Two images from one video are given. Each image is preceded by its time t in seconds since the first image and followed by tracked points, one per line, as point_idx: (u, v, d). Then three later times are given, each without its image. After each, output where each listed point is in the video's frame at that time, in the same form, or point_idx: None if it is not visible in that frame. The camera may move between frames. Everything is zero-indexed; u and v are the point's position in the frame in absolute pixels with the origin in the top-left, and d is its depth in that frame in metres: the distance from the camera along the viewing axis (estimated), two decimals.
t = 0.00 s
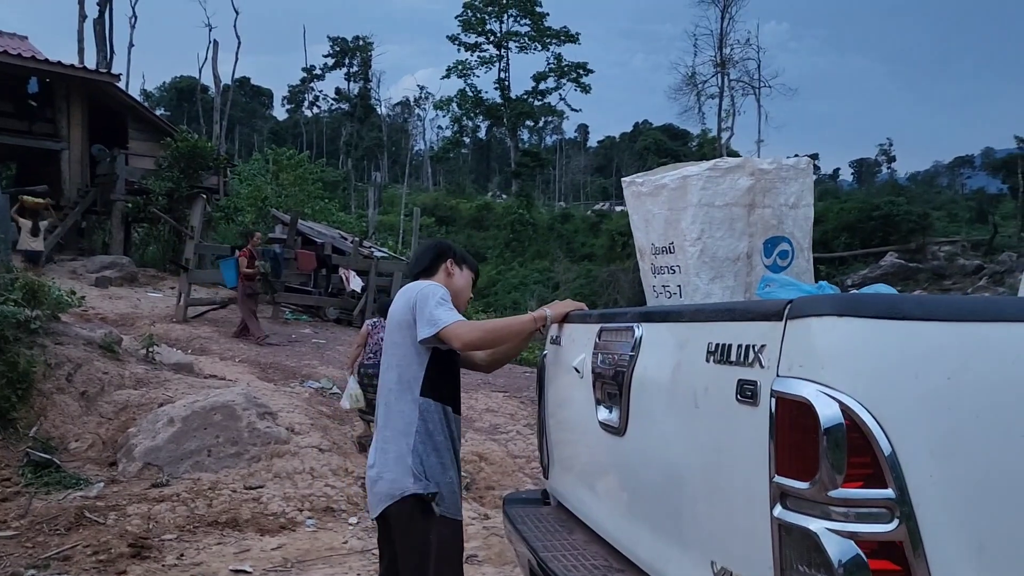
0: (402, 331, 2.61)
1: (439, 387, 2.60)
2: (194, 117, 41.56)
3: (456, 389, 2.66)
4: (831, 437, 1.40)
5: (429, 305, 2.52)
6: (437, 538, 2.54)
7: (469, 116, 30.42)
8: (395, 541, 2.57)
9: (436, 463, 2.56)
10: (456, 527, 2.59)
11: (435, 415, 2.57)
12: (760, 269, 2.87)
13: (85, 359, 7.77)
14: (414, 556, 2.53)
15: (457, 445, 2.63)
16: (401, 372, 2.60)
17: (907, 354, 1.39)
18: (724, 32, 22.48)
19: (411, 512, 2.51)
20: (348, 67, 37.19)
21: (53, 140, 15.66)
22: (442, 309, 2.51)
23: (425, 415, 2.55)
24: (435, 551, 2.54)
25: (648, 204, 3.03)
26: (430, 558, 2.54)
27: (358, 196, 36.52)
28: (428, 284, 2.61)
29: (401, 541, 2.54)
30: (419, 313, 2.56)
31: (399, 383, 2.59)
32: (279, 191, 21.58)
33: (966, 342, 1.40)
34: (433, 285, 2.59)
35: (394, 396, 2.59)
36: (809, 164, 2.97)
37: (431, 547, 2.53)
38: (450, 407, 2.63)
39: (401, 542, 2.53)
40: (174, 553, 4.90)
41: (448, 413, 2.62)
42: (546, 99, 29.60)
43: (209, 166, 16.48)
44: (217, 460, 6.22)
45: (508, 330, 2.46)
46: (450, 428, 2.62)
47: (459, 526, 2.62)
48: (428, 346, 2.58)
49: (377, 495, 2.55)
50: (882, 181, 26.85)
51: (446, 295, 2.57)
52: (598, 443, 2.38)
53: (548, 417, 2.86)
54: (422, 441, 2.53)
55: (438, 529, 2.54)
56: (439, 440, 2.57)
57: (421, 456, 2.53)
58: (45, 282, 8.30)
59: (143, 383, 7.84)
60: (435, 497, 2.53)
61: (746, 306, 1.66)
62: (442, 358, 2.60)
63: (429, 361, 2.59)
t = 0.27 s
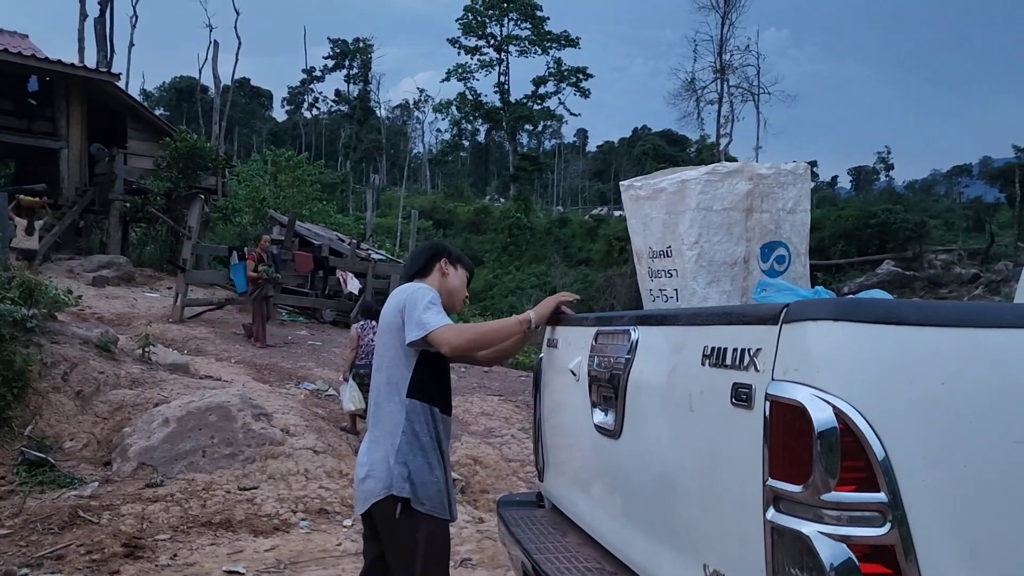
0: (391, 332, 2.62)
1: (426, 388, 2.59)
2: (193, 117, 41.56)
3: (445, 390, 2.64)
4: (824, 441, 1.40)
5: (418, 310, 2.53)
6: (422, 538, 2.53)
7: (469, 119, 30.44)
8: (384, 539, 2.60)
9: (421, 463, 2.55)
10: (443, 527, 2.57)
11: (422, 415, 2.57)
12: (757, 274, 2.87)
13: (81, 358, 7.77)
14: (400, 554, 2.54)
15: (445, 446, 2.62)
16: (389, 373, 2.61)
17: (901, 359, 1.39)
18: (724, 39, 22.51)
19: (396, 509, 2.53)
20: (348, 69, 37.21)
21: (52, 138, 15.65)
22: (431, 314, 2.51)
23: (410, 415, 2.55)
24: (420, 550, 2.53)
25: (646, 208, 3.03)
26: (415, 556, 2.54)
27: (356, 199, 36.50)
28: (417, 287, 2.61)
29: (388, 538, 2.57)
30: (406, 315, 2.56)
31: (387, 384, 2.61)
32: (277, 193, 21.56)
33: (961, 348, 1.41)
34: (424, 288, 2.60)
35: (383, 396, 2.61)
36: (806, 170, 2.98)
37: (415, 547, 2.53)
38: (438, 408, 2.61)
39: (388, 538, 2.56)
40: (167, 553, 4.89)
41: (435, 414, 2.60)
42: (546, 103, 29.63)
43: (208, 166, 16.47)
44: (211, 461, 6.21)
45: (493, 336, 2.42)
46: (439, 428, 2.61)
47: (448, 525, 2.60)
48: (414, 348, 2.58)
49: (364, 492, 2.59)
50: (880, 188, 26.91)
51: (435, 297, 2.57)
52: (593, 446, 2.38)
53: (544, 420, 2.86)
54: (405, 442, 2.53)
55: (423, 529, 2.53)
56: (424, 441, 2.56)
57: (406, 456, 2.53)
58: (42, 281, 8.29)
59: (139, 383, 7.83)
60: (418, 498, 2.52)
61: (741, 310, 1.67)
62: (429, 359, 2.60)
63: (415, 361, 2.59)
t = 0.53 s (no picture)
0: (380, 333, 2.63)
1: (411, 389, 2.59)
2: (193, 116, 41.57)
3: (432, 391, 2.64)
4: (811, 447, 1.41)
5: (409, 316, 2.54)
6: (403, 536, 2.54)
7: (469, 120, 30.45)
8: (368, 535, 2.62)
9: (403, 463, 2.56)
10: (426, 524, 2.58)
11: (405, 416, 2.57)
12: (749, 279, 2.87)
13: (78, 355, 7.76)
14: (382, 551, 2.57)
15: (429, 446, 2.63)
16: (375, 373, 2.62)
17: (890, 366, 1.40)
18: (724, 43, 22.54)
19: (377, 508, 2.55)
20: (349, 69, 37.22)
21: (52, 135, 15.65)
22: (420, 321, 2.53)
23: (394, 416, 2.56)
24: (401, 549, 2.55)
25: (640, 212, 3.03)
26: (397, 553, 2.56)
27: (356, 199, 36.49)
28: (408, 288, 2.62)
29: (371, 534, 2.59)
30: (397, 318, 2.57)
31: (373, 383, 2.62)
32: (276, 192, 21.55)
33: (950, 356, 1.42)
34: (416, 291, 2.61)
35: (368, 395, 2.62)
36: (799, 176, 2.99)
37: (397, 545, 2.55)
38: (423, 409, 2.62)
39: (371, 535, 2.58)
40: (161, 552, 4.89)
41: (419, 415, 2.60)
42: (546, 105, 29.66)
43: (207, 165, 16.47)
44: (207, 460, 6.21)
45: (484, 357, 2.48)
46: (423, 428, 2.62)
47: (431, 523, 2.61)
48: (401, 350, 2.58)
49: (347, 488, 2.62)
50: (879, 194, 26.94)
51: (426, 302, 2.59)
52: (585, 449, 2.38)
53: (537, 422, 2.87)
54: (387, 443, 2.54)
55: (404, 527, 2.54)
56: (406, 442, 2.56)
57: (387, 455, 2.54)
58: (40, 278, 8.29)
59: (136, 381, 7.83)
60: (399, 497, 2.53)
61: (731, 315, 1.68)
62: (417, 362, 2.60)
63: (402, 364, 2.60)
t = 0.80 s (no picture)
0: (395, 334, 2.63)
1: (424, 393, 2.58)
2: (191, 112, 41.54)
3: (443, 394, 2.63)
4: (800, 446, 1.41)
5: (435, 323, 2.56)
6: (413, 531, 2.54)
7: (467, 119, 30.44)
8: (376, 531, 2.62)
9: (412, 463, 2.55)
10: (436, 518, 2.58)
11: (416, 418, 2.57)
12: (742, 279, 2.88)
13: (74, 351, 7.75)
14: (392, 548, 2.57)
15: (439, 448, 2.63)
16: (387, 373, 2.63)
17: (879, 366, 1.40)
18: (723, 44, 22.55)
19: (387, 507, 2.55)
20: (348, 67, 37.19)
21: (49, 131, 15.63)
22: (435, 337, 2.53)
23: (404, 417, 2.56)
24: (413, 544, 2.55)
25: (634, 212, 3.04)
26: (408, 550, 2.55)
27: (354, 196, 36.47)
28: (427, 291, 2.64)
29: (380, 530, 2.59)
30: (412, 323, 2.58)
31: (385, 384, 2.63)
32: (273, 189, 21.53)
33: (940, 358, 1.42)
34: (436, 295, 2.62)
35: (380, 396, 2.63)
36: (793, 178, 2.99)
37: (408, 543, 2.54)
38: (432, 412, 2.61)
39: (381, 532, 2.59)
40: (155, 548, 4.89)
41: (430, 418, 2.60)
42: (545, 105, 29.66)
43: (205, 161, 16.45)
44: (202, 456, 6.21)
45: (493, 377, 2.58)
46: (433, 430, 2.61)
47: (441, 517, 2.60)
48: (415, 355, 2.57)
49: (356, 486, 2.62)
50: (876, 196, 26.97)
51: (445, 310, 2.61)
52: (577, 447, 2.40)
53: (531, 421, 2.88)
54: (397, 444, 2.55)
55: (414, 525, 2.54)
56: (416, 443, 2.56)
57: (396, 457, 2.54)
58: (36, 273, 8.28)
59: (131, 377, 7.82)
60: (408, 497, 2.53)
61: (723, 315, 1.68)
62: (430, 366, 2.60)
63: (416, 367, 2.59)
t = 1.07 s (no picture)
0: (436, 335, 2.71)
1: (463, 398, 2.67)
2: (187, 108, 41.44)
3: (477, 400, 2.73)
4: (794, 442, 1.42)
5: (476, 320, 2.60)
6: (448, 530, 2.60)
7: (464, 115, 30.38)
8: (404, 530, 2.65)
9: (447, 463, 2.63)
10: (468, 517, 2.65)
11: (451, 421, 2.66)
12: (736, 276, 2.89)
13: (69, 346, 7.74)
14: (426, 548, 2.61)
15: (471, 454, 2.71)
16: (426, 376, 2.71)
17: (872, 364, 1.41)
18: (720, 42, 22.54)
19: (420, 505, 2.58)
20: (345, 62, 37.09)
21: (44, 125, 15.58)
22: (462, 336, 2.57)
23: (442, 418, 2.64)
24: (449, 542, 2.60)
25: (629, 207, 3.04)
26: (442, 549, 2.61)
27: (350, 192, 36.41)
28: (470, 298, 2.73)
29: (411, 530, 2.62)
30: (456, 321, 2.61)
31: (424, 385, 2.71)
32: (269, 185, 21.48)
33: (933, 355, 1.43)
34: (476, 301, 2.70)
35: (418, 396, 2.70)
36: (788, 175, 3.00)
37: (445, 539, 2.60)
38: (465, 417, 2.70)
39: (413, 530, 2.61)
40: (150, 543, 4.88)
41: (463, 424, 2.69)
42: (541, 102, 29.62)
43: (200, 157, 16.41)
44: (197, 452, 6.20)
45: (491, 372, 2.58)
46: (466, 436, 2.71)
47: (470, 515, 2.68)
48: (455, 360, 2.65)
49: (384, 484, 2.63)
50: (872, 195, 26.98)
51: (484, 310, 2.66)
52: (572, 442, 2.40)
53: (526, 417, 2.88)
54: (435, 444, 2.61)
55: (449, 526, 2.60)
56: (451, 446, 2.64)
57: (433, 457, 2.60)
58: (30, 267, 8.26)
59: (126, 372, 7.81)
60: (447, 494, 2.60)
61: (717, 311, 1.69)
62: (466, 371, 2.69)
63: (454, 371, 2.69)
